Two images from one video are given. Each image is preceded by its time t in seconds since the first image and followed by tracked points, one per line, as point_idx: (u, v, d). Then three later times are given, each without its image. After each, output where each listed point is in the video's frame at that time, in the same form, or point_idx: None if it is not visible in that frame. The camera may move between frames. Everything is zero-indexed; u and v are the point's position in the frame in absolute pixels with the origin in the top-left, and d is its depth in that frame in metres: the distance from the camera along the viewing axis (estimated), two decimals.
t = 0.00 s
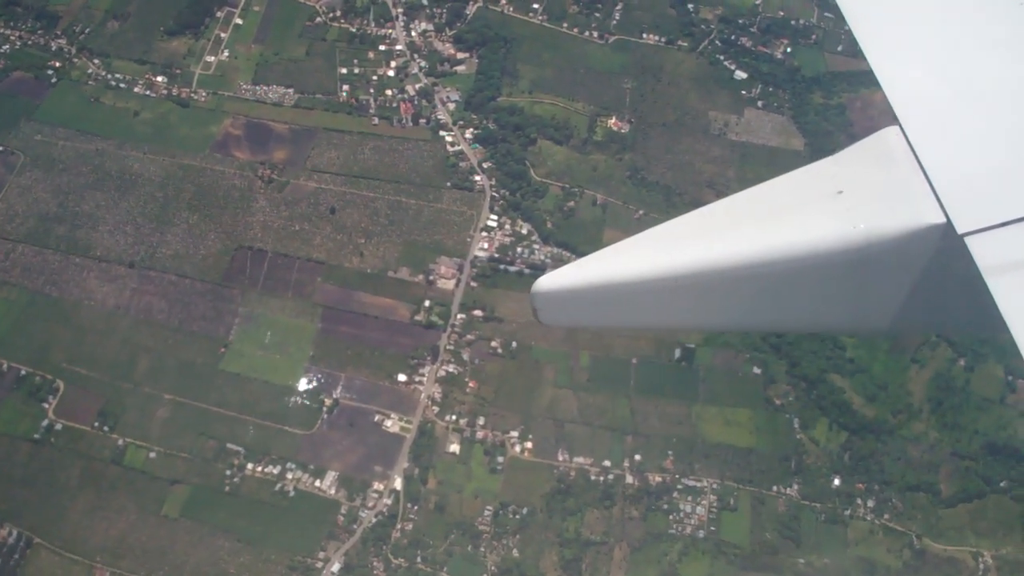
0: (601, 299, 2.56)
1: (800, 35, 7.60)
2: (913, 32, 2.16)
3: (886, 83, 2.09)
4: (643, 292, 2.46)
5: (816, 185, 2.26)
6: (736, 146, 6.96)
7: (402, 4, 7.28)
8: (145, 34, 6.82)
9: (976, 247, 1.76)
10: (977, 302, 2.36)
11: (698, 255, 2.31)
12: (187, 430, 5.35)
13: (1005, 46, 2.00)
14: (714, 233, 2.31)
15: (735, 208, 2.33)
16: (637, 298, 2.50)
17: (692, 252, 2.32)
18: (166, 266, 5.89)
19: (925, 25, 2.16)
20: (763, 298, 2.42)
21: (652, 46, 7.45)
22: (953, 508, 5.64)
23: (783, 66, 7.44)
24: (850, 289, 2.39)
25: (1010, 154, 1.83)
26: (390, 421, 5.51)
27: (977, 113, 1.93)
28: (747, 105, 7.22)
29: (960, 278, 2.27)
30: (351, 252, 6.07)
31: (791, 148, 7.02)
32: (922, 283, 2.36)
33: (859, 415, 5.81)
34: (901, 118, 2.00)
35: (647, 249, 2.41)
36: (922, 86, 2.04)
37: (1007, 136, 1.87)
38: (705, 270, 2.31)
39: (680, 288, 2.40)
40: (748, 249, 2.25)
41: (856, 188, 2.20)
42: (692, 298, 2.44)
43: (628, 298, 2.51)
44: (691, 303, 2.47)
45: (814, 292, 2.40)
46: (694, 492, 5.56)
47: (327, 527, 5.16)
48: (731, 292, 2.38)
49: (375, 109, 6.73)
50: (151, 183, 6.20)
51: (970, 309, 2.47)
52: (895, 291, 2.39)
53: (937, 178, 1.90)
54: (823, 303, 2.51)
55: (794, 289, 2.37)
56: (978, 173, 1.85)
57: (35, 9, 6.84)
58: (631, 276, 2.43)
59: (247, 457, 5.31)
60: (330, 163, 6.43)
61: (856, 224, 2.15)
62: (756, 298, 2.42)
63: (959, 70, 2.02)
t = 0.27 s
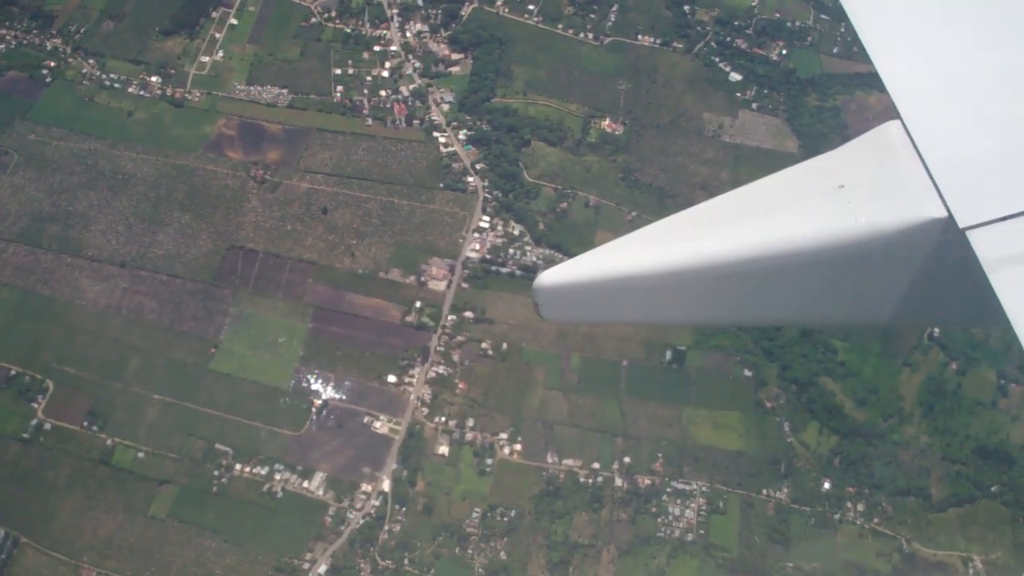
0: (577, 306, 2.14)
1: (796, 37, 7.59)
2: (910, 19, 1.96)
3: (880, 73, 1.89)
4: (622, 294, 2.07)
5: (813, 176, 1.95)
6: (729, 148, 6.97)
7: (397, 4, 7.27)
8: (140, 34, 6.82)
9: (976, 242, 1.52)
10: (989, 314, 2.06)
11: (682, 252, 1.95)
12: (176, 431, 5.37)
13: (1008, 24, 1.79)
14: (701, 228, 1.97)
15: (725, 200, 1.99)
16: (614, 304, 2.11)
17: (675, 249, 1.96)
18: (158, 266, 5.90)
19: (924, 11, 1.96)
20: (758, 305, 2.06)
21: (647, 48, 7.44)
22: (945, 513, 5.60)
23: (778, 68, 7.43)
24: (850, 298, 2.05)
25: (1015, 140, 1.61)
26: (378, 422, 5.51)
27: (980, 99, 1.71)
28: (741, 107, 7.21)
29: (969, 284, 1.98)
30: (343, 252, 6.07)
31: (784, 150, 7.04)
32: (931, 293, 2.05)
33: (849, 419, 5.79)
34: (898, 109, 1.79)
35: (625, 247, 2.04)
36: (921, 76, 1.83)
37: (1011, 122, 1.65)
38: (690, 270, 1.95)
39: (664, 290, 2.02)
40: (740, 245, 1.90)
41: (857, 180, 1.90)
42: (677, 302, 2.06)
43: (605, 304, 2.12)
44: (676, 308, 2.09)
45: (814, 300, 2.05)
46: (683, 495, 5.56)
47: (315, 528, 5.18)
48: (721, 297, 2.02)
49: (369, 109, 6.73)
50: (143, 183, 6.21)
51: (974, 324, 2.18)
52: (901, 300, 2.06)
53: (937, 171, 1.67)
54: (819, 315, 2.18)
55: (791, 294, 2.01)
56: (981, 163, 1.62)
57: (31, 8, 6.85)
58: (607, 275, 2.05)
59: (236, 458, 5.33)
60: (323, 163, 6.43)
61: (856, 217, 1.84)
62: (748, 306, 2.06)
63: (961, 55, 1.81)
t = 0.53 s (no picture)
0: (577, 306, 2.08)
1: (790, 41, 7.57)
2: (910, 15, 1.90)
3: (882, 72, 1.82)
4: (621, 293, 2.01)
5: (814, 175, 1.89)
6: (722, 153, 6.97)
7: (391, 7, 7.26)
8: (135, 37, 6.81)
9: (976, 240, 1.44)
10: (998, 319, 1.98)
11: (678, 251, 1.89)
12: (164, 433, 5.38)
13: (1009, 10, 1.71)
14: (698, 227, 1.91)
15: (724, 199, 1.93)
16: (614, 303, 2.05)
17: (673, 248, 1.90)
18: (148, 269, 5.91)
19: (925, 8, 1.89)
20: (759, 305, 1.99)
21: (640, 52, 7.43)
22: (935, 518, 5.65)
23: (772, 72, 7.42)
24: (854, 299, 1.98)
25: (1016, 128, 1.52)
26: (367, 426, 5.52)
27: (980, 89, 1.63)
28: (734, 111, 7.21)
29: (976, 282, 1.90)
30: (334, 256, 6.06)
31: (776, 155, 7.04)
32: (938, 295, 1.97)
33: (841, 423, 5.83)
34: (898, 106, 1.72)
35: (623, 247, 1.99)
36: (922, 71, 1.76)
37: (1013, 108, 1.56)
38: (687, 269, 1.89)
39: (662, 289, 1.96)
40: (738, 244, 1.83)
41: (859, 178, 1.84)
42: (677, 302, 1.99)
43: (605, 305, 2.06)
44: (676, 309, 2.02)
45: (817, 299, 1.97)
46: (673, 500, 5.55)
47: (302, 532, 5.20)
48: (721, 296, 1.95)
49: (361, 112, 6.72)
50: (134, 186, 6.22)
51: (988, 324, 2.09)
52: (907, 300, 1.99)
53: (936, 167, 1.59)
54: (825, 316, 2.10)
55: (792, 295, 1.94)
56: (983, 156, 1.54)
57: (26, 11, 6.84)
58: (604, 275, 1.99)
59: (224, 461, 5.33)
60: (314, 166, 6.43)
61: (856, 214, 1.77)
62: (749, 306, 1.99)
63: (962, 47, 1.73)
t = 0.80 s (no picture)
0: (570, 305, 2.01)
1: (784, 48, 7.59)
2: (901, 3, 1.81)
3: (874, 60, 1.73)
4: (613, 295, 1.92)
5: (814, 172, 1.78)
6: (715, 159, 6.95)
7: (385, 13, 7.29)
8: (128, 40, 6.84)
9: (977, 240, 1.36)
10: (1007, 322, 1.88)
11: (669, 252, 1.80)
12: (152, 437, 5.40)
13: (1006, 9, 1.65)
14: (693, 228, 1.81)
15: (721, 200, 1.84)
16: (607, 304, 1.96)
17: (664, 249, 1.81)
18: (138, 272, 5.93)
19: None
20: (756, 306, 1.89)
21: (634, 58, 7.44)
22: (923, 526, 5.67)
23: (766, 79, 7.43)
24: (855, 303, 1.88)
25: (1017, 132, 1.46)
26: (355, 430, 5.52)
27: (981, 86, 1.56)
28: (727, 118, 7.21)
29: (982, 288, 1.79)
30: (324, 260, 6.07)
31: (770, 161, 7.03)
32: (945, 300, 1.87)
33: (829, 430, 5.86)
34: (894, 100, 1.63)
35: (615, 247, 1.90)
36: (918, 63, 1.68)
37: (1016, 110, 1.50)
38: (678, 270, 1.80)
39: (655, 291, 1.87)
40: (731, 244, 1.74)
41: (860, 177, 1.73)
42: (670, 302, 1.90)
43: (598, 305, 1.98)
44: (672, 309, 1.93)
45: (816, 302, 1.87)
46: (660, 506, 5.54)
47: (288, 536, 5.20)
48: (714, 298, 1.86)
49: (354, 117, 6.73)
50: (126, 189, 6.24)
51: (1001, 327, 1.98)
52: (910, 305, 1.87)
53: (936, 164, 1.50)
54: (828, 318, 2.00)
55: (789, 297, 1.85)
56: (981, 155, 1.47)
57: (19, 14, 6.88)
58: (595, 277, 1.91)
59: (211, 465, 5.34)
60: (306, 171, 6.45)
61: (857, 214, 1.67)
62: (745, 306, 1.89)
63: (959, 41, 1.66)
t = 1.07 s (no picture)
0: (577, 305, 1.94)
1: (778, 54, 7.59)
2: None
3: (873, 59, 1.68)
4: (621, 295, 1.88)
5: (816, 174, 1.78)
6: (707, 164, 6.95)
7: (378, 18, 7.31)
8: (121, 45, 6.88)
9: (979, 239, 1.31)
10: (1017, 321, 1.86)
11: (675, 252, 1.78)
12: (140, 440, 5.39)
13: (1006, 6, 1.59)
14: (698, 227, 1.80)
15: (727, 200, 1.82)
16: (614, 305, 1.92)
17: (670, 248, 1.79)
18: (129, 275, 5.94)
19: None
20: (763, 308, 1.85)
21: (628, 63, 7.43)
22: (913, 532, 5.65)
23: (759, 84, 7.43)
24: (859, 301, 1.84)
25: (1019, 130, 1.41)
26: (344, 435, 5.52)
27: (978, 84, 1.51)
28: (720, 123, 7.18)
29: (982, 284, 1.78)
30: (314, 264, 6.08)
31: (762, 167, 7.03)
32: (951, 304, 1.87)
33: (819, 436, 5.89)
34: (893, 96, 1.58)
35: (622, 247, 1.87)
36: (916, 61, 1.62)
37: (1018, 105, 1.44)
38: (684, 270, 1.77)
39: (661, 292, 1.84)
40: (737, 245, 1.73)
41: (861, 177, 1.72)
42: (675, 303, 1.87)
43: (602, 307, 1.93)
44: (670, 310, 1.91)
45: (820, 302, 1.85)
46: (648, 511, 5.53)
47: (275, 540, 5.20)
48: (720, 297, 1.83)
49: (346, 122, 6.75)
50: (118, 193, 6.25)
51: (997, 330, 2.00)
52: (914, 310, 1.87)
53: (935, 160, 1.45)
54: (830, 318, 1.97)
55: (794, 298, 1.83)
56: (980, 152, 1.43)
57: (13, 18, 6.91)
58: (601, 278, 1.86)
59: (199, 468, 5.34)
60: (297, 175, 6.45)
61: (858, 214, 1.67)
62: (754, 309, 1.86)
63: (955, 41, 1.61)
